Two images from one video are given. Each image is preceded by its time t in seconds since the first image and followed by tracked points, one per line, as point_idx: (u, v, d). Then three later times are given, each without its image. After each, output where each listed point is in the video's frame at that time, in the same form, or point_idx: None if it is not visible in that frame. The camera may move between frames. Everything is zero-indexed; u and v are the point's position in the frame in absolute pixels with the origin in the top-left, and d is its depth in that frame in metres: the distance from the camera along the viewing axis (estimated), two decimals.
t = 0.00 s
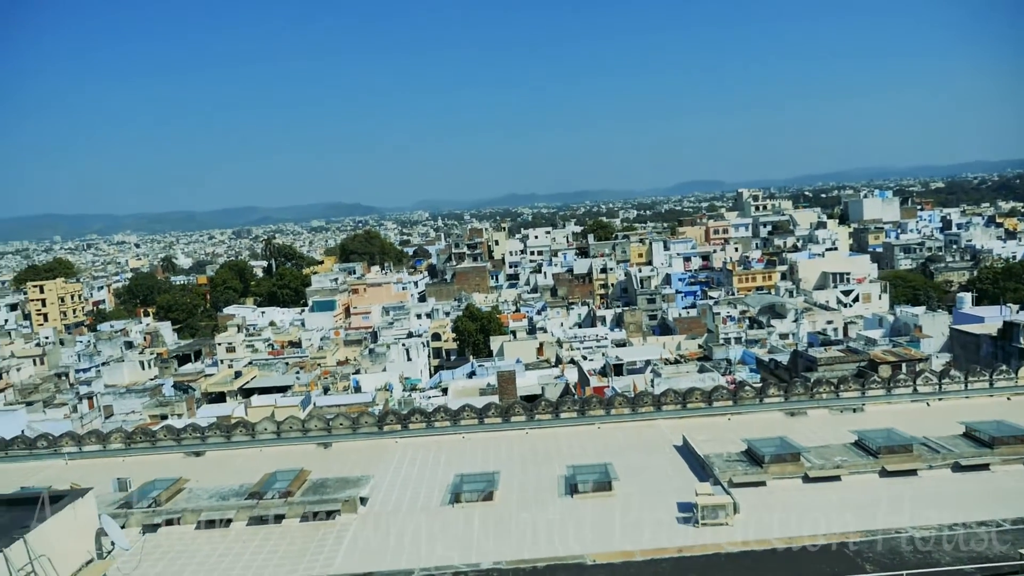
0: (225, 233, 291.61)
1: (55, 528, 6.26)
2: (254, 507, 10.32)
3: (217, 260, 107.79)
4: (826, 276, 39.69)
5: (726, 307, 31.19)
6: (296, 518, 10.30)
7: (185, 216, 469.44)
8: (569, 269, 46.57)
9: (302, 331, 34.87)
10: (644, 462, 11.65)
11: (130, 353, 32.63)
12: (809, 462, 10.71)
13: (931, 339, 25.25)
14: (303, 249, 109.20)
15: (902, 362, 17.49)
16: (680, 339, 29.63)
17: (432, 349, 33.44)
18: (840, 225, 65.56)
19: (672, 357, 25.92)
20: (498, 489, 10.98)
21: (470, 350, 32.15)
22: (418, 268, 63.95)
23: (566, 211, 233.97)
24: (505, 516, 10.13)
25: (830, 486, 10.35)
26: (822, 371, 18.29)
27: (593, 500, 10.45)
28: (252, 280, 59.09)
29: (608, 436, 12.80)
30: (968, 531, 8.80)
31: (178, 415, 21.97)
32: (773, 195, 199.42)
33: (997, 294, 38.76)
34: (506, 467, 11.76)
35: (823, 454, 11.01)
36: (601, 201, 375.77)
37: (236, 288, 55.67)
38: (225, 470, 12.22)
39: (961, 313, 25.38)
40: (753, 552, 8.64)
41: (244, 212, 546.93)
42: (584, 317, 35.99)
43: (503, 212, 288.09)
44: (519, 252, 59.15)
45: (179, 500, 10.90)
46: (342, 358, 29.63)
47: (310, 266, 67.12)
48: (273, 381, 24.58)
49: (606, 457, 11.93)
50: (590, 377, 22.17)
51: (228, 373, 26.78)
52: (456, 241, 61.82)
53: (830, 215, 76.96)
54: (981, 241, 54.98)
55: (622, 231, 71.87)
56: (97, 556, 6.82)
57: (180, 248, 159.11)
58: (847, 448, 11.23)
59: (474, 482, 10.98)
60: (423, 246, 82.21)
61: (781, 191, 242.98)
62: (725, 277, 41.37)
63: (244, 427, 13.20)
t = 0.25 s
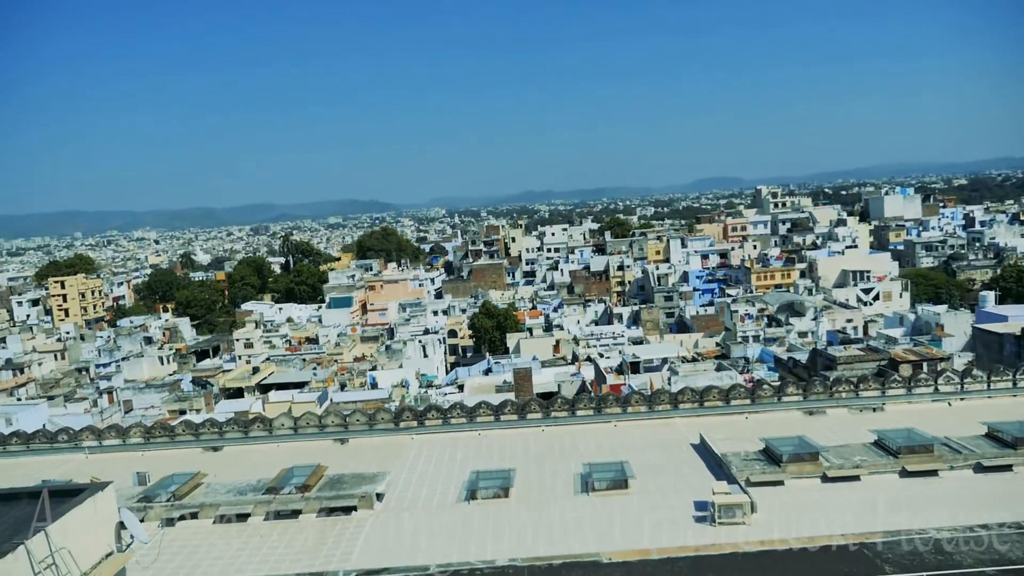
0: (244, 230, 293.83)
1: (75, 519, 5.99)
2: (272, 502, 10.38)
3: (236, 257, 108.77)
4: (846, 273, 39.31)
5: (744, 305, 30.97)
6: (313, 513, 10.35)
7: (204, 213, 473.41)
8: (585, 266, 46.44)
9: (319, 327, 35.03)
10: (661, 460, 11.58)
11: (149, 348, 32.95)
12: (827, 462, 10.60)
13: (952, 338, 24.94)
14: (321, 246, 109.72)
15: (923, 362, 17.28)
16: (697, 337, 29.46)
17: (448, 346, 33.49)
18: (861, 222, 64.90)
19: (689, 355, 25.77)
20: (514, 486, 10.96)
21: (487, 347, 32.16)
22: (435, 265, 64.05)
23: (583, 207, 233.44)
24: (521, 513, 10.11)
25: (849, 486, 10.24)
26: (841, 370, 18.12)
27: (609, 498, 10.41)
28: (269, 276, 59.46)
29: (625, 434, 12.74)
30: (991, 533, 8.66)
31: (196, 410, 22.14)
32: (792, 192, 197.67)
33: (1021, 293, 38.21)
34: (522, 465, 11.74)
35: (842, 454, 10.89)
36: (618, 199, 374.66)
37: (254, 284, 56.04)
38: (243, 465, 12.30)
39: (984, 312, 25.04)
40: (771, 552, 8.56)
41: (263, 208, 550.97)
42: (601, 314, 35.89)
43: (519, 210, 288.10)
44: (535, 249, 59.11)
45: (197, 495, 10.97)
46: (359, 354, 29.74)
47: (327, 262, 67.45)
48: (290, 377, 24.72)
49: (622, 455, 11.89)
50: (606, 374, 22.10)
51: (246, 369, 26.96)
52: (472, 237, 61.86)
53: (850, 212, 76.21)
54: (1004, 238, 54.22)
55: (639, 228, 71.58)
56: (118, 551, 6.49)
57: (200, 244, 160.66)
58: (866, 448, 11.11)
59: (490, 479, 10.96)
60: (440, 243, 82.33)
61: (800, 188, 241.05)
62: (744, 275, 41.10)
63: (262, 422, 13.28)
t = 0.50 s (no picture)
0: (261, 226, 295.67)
1: (95, 513, 6.00)
2: (288, 497, 10.43)
3: (252, 253, 109.44)
4: (865, 271, 38.93)
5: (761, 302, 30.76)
6: (329, 508, 10.39)
7: (222, 209, 476.95)
8: (601, 263, 46.33)
9: (335, 323, 35.19)
10: (676, 458, 11.52)
11: (167, 344, 33.24)
12: (845, 461, 10.50)
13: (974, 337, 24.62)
14: (337, 243, 110.18)
15: (944, 361, 17.07)
16: (714, 334, 29.29)
17: (464, 342, 33.53)
18: (881, 219, 64.25)
19: (705, 353, 25.64)
20: (529, 483, 10.94)
21: (502, 344, 32.17)
22: (450, 262, 64.13)
23: (600, 204, 232.77)
24: (536, 510, 10.10)
25: (867, 485, 10.13)
26: (859, 368, 17.96)
27: (624, 496, 10.36)
28: (286, 272, 59.79)
29: (641, 432, 12.68)
30: (1012, 535, 8.54)
31: (213, 406, 22.31)
32: (811, 189, 195.96)
33: None
34: (537, 461, 11.72)
35: (860, 453, 10.78)
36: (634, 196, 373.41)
37: (271, 280, 56.38)
38: (259, 460, 12.38)
39: (1006, 311, 24.71)
40: (788, 551, 8.50)
41: (280, 205, 554.07)
42: (617, 312, 35.79)
43: (535, 207, 287.91)
44: (551, 246, 59.03)
45: (214, 489, 11.05)
46: (375, 350, 29.84)
47: (343, 259, 67.69)
48: (306, 373, 24.84)
49: (637, 452, 11.83)
50: (622, 372, 22.03)
51: (263, 364, 27.14)
52: (488, 234, 61.89)
53: (870, 209, 75.47)
54: None
55: (656, 225, 71.28)
56: (135, 542, 6.55)
57: (218, 240, 161.89)
58: (885, 447, 10.99)
59: (505, 475, 10.95)
60: (456, 240, 82.40)
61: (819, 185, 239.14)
62: (761, 273, 40.81)
63: (278, 417, 13.35)
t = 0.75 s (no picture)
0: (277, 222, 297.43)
1: (114, 506, 6.03)
2: (303, 492, 10.48)
3: (268, 249, 110.11)
4: (883, 269, 38.55)
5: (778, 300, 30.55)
6: (343, 503, 10.44)
7: (238, 205, 480.32)
8: (616, 260, 46.19)
9: (350, 319, 35.33)
10: (691, 456, 11.45)
11: (184, 339, 33.51)
12: (862, 460, 10.40)
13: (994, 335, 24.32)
14: (352, 239, 110.59)
15: (963, 360, 16.87)
16: (729, 332, 29.13)
17: (478, 339, 33.54)
18: (899, 216, 63.61)
19: (721, 350, 25.49)
20: (543, 480, 10.92)
21: (516, 341, 32.14)
22: (465, 258, 64.19)
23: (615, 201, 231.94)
24: (550, 507, 10.09)
25: (884, 485, 10.03)
26: (877, 367, 17.80)
27: (639, 493, 10.31)
28: (301, 268, 60.07)
29: (655, 429, 12.63)
30: None
31: (229, 401, 22.47)
32: (828, 185, 194.41)
33: None
34: (551, 459, 11.71)
35: (877, 453, 10.67)
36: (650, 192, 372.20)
37: (287, 276, 56.68)
38: (274, 455, 12.47)
39: None
40: (804, 550, 8.45)
41: (296, 201, 557.05)
42: (632, 309, 35.68)
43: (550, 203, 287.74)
44: (566, 243, 58.93)
45: (230, 483, 11.12)
46: (389, 346, 29.92)
47: (358, 255, 67.91)
48: (321, 369, 24.95)
49: (652, 450, 11.78)
50: (637, 369, 21.97)
51: (279, 360, 27.29)
52: (503, 231, 61.86)
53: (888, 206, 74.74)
54: None
55: (671, 222, 70.93)
56: (152, 535, 6.58)
57: (234, 236, 162.97)
58: (902, 446, 10.88)
59: (519, 472, 10.92)
60: (470, 236, 82.43)
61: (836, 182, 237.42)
62: (778, 270, 40.54)
63: (293, 413, 13.41)
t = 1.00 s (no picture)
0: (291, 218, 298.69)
1: (130, 500, 6.08)
2: (317, 486, 10.52)
3: (283, 245, 110.72)
4: (901, 266, 38.19)
5: (793, 297, 30.34)
6: (357, 498, 10.47)
7: (254, 201, 482.92)
8: (630, 256, 46.03)
9: (364, 315, 35.43)
10: (705, 454, 11.39)
11: (200, 334, 33.75)
12: (879, 459, 10.30)
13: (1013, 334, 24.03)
14: (366, 234, 110.83)
15: (981, 359, 16.67)
16: (744, 329, 28.98)
17: (492, 335, 33.55)
18: (917, 213, 62.98)
19: (735, 348, 25.36)
20: (556, 476, 10.89)
21: (530, 337, 32.13)
22: (479, 254, 64.18)
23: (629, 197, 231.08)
24: (563, 504, 10.06)
25: (901, 484, 9.94)
26: (894, 365, 17.63)
27: (652, 490, 10.28)
28: (316, 264, 60.30)
29: (669, 427, 12.57)
30: None
31: (244, 395, 22.62)
32: (846, 182, 192.89)
33: None
34: (564, 455, 11.67)
35: (894, 452, 10.57)
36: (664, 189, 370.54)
37: (301, 272, 56.91)
38: (289, 449, 12.52)
39: None
40: (818, 550, 8.39)
41: (311, 197, 559.37)
42: (646, 306, 35.57)
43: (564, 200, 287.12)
44: (580, 239, 58.77)
45: (245, 477, 11.19)
46: (403, 342, 29.99)
47: (372, 251, 68.08)
48: (335, 364, 25.06)
49: (666, 448, 11.71)
50: (651, 366, 21.89)
51: (293, 355, 27.43)
52: (517, 227, 61.81)
53: (906, 203, 73.95)
54: None
55: (686, 218, 70.56)
56: (168, 528, 6.62)
57: (249, 232, 163.99)
58: (919, 445, 10.77)
59: (532, 468, 10.91)
60: (484, 232, 82.38)
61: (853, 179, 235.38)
62: (794, 267, 40.26)
63: (307, 408, 13.45)
